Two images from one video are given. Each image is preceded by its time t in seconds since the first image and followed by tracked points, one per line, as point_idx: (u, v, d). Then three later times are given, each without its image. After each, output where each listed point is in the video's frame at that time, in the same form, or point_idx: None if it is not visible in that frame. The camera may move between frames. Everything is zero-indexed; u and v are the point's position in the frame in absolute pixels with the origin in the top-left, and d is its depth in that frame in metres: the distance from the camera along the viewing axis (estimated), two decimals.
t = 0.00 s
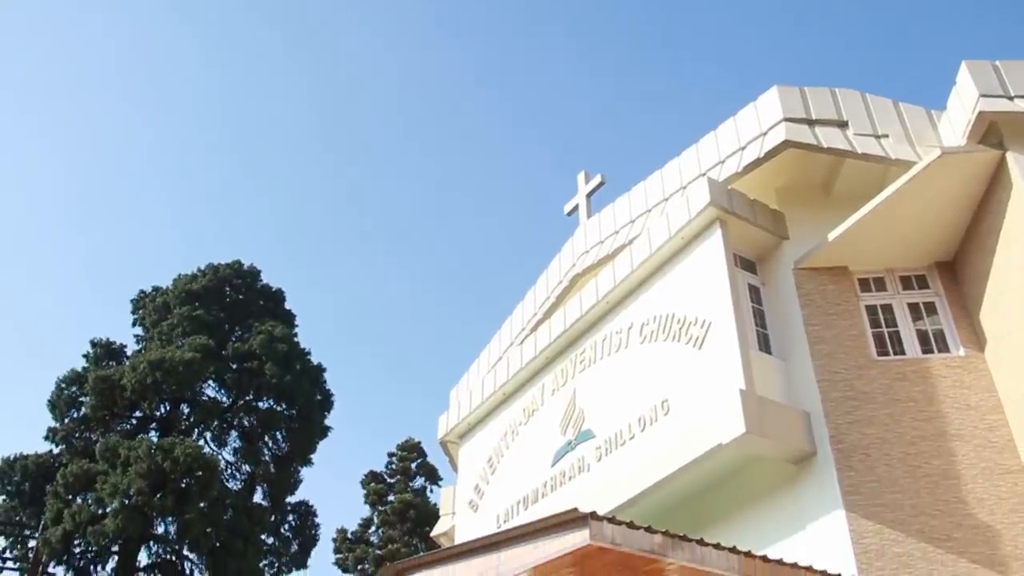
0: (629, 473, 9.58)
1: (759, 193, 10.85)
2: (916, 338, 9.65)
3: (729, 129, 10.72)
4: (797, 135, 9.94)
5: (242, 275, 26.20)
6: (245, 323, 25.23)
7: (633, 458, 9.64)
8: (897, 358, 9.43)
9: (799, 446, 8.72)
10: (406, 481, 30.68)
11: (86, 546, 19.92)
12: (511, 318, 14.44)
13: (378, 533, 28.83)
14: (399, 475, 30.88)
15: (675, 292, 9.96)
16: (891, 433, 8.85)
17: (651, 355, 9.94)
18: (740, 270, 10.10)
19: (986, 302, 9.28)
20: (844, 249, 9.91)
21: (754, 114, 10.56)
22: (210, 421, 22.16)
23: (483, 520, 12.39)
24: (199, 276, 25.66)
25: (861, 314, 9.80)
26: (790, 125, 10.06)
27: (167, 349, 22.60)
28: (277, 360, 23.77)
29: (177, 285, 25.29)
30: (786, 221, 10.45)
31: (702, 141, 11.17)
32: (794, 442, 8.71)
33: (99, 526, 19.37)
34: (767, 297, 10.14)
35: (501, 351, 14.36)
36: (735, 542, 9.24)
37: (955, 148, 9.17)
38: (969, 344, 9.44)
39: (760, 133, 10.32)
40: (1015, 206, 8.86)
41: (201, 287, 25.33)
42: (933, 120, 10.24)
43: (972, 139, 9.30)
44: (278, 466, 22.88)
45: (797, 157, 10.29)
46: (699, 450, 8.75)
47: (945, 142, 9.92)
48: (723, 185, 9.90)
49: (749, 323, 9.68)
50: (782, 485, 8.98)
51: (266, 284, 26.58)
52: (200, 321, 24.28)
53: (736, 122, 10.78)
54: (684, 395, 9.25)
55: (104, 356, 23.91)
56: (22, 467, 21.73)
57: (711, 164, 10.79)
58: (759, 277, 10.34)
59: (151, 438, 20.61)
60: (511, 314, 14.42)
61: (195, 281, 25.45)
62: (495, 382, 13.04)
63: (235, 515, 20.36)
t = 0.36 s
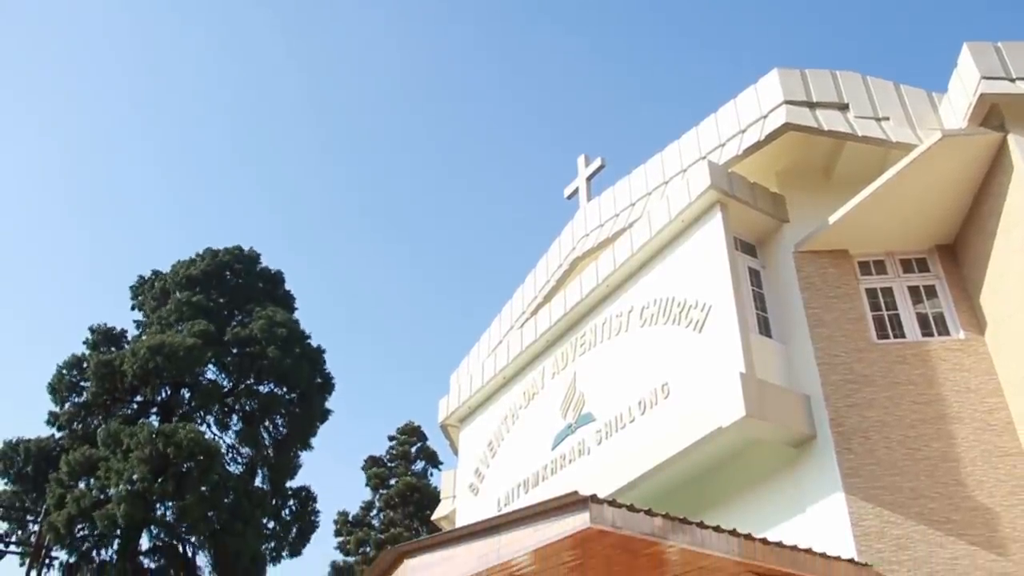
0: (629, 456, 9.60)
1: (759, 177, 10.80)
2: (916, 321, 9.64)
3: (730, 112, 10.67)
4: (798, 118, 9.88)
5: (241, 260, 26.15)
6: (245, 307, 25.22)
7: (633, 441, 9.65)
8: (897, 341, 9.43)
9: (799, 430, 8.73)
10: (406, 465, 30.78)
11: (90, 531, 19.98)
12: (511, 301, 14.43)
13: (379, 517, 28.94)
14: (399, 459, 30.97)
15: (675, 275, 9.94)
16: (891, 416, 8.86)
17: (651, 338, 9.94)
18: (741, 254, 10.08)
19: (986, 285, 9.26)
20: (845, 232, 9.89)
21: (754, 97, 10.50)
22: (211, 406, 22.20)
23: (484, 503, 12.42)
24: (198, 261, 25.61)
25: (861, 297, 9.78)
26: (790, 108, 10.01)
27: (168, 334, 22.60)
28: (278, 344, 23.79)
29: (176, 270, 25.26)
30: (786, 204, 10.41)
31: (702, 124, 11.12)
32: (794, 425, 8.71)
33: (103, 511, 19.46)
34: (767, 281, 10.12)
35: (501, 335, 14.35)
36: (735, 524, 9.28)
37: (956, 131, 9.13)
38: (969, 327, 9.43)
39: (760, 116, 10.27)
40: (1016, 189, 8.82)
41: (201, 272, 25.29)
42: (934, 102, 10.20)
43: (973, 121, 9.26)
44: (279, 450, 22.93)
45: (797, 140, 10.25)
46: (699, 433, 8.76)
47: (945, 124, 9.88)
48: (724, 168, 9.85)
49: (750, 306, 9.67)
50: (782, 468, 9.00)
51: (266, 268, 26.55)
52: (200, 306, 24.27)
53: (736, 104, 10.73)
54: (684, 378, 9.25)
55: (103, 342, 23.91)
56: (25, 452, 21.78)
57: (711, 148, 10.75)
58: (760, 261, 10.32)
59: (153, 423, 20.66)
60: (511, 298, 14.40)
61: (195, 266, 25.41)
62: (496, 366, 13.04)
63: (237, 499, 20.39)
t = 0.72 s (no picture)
0: (629, 440, 9.62)
1: (759, 160, 10.75)
2: (916, 305, 9.62)
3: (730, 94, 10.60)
4: (799, 101, 9.82)
5: (241, 244, 26.09)
6: (245, 292, 25.20)
7: (633, 425, 9.66)
8: (897, 324, 9.41)
9: (799, 413, 8.73)
10: (408, 449, 30.81)
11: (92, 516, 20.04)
12: (511, 286, 14.41)
13: (382, 501, 29.05)
14: (402, 443, 31.00)
15: (676, 259, 9.91)
16: (890, 400, 8.85)
17: (651, 322, 9.92)
18: (741, 237, 10.04)
19: (987, 269, 9.23)
20: (845, 216, 9.85)
21: (755, 80, 10.43)
22: (212, 391, 22.21)
23: (484, 487, 12.45)
24: (197, 245, 25.55)
25: (861, 281, 9.75)
26: (791, 91, 9.94)
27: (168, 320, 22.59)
28: (279, 328, 23.79)
29: (176, 255, 25.21)
30: (786, 188, 10.36)
31: (703, 107, 11.06)
32: (794, 408, 8.71)
33: (105, 497, 19.51)
34: (767, 264, 10.10)
35: (501, 319, 14.35)
36: (735, 507, 9.30)
37: (956, 114, 9.07)
38: (970, 311, 9.41)
39: (761, 99, 10.20)
40: (1017, 172, 8.77)
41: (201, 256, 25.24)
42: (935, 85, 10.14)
43: (975, 104, 9.20)
44: (280, 434, 22.97)
45: (798, 124, 10.19)
46: (699, 417, 8.76)
47: (946, 107, 9.83)
48: (724, 152, 9.80)
49: (750, 290, 9.65)
50: (782, 452, 9.01)
51: (265, 253, 26.50)
52: (200, 291, 24.25)
53: (736, 87, 10.67)
54: (684, 362, 9.24)
55: (103, 328, 23.90)
56: (26, 436, 21.82)
57: (711, 131, 10.70)
58: (760, 244, 10.29)
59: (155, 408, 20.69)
60: (511, 283, 14.39)
61: (194, 250, 25.36)
62: (496, 350, 13.03)
63: (238, 484, 20.42)
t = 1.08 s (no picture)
0: (630, 424, 9.62)
1: (759, 144, 10.70)
2: (917, 289, 9.60)
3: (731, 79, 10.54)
4: (799, 85, 9.76)
5: (241, 229, 26.03)
6: (246, 277, 25.18)
7: (633, 409, 9.67)
8: (897, 309, 9.40)
9: (799, 398, 8.73)
10: (410, 433, 30.86)
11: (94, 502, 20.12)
12: (511, 271, 14.39)
13: (382, 485, 29.16)
14: (403, 427, 31.06)
15: (676, 243, 9.89)
16: (890, 384, 8.85)
17: (651, 307, 9.91)
18: (741, 221, 10.01)
19: (987, 253, 9.20)
20: (845, 200, 9.82)
21: (755, 64, 10.37)
22: (213, 376, 22.22)
23: (484, 472, 12.49)
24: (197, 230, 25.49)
25: (861, 265, 9.73)
26: (792, 75, 9.88)
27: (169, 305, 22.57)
28: (279, 314, 23.79)
29: (176, 240, 25.16)
30: (787, 172, 10.32)
31: (704, 91, 11.01)
32: (794, 393, 8.71)
33: (107, 483, 19.57)
34: (768, 248, 10.08)
35: (501, 304, 14.34)
36: (735, 492, 9.32)
37: (956, 98, 9.01)
38: (970, 295, 9.40)
39: (761, 83, 10.14)
40: (1018, 156, 8.73)
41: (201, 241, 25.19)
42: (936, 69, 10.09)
43: (976, 88, 9.15)
44: (280, 420, 23.01)
45: (799, 107, 10.14)
46: (699, 402, 8.76)
47: (948, 91, 9.78)
48: (724, 136, 9.75)
49: (750, 274, 9.63)
50: (782, 436, 9.02)
51: (266, 239, 26.45)
52: (201, 277, 24.22)
53: (737, 71, 10.60)
54: (684, 347, 9.23)
55: (104, 313, 23.89)
56: (27, 421, 21.87)
57: (712, 115, 10.65)
58: (760, 229, 10.27)
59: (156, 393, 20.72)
60: (511, 268, 14.37)
61: (194, 235, 25.31)
62: (496, 335, 13.03)
63: (238, 469, 20.45)
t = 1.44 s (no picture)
0: (630, 414, 9.62)
1: (760, 132, 10.65)
2: (917, 278, 9.59)
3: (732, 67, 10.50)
4: (800, 74, 9.71)
5: (240, 220, 25.99)
6: (246, 268, 25.16)
7: (633, 399, 9.67)
8: (897, 298, 9.39)
9: (799, 386, 8.73)
10: (409, 422, 30.91)
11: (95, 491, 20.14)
12: (511, 260, 14.38)
13: (382, 475, 29.18)
14: (403, 416, 31.11)
15: (676, 232, 9.87)
16: (890, 373, 8.85)
17: (651, 296, 9.90)
18: (741, 210, 9.99)
19: (988, 242, 9.19)
20: (846, 189, 9.79)
21: (756, 53, 10.32)
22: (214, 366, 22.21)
23: (484, 461, 12.51)
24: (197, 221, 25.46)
25: (861, 254, 9.71)
26: (792, 63, 9.84)
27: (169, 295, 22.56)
28: (279, 304, 23.78)
29: (175, 231, 25.13)
30: (787, 161, 10.28)
31: (704, 79, 10.96)
32: (794, 382, 8.71)
33: (109, 473, 19.60)
34: (768, 237, 10.06)
35: (502, 294, 14.33)
36: (735, 481, 9.34)
37: (956, 87, 8.96)
38: (970, 284, 9.39)
39: (762, 72, 10.10)
40: (1019, 144, 8.70)
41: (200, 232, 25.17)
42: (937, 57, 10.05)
43: (977, 76, 9.10)
44: (281, 409, 23.04)
45: (799, 96, 10.10)
46: (699, 391, 8.76)
47: (948, 79, 9.75)
48: (725, 124, 9.72)
49: (750, 263, 9.61)
50: (781, 426, 9.02)
51: (265, 229, 26.41)
52: (201, 267, 24.20)
53: (737, 60, 10.56)
54: (685, 336, 9.22)
55: (104, 305, 23.88)
56: (28, 412, 21.88)
57: (712, 104, 10.61)
58: (760, 218, 10.24)
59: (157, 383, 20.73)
60: (511, 257, 14.36)
61: (194, 226, 25.27)
62: (496, 324, 13.03)
63: (239, 458, 20.46)
